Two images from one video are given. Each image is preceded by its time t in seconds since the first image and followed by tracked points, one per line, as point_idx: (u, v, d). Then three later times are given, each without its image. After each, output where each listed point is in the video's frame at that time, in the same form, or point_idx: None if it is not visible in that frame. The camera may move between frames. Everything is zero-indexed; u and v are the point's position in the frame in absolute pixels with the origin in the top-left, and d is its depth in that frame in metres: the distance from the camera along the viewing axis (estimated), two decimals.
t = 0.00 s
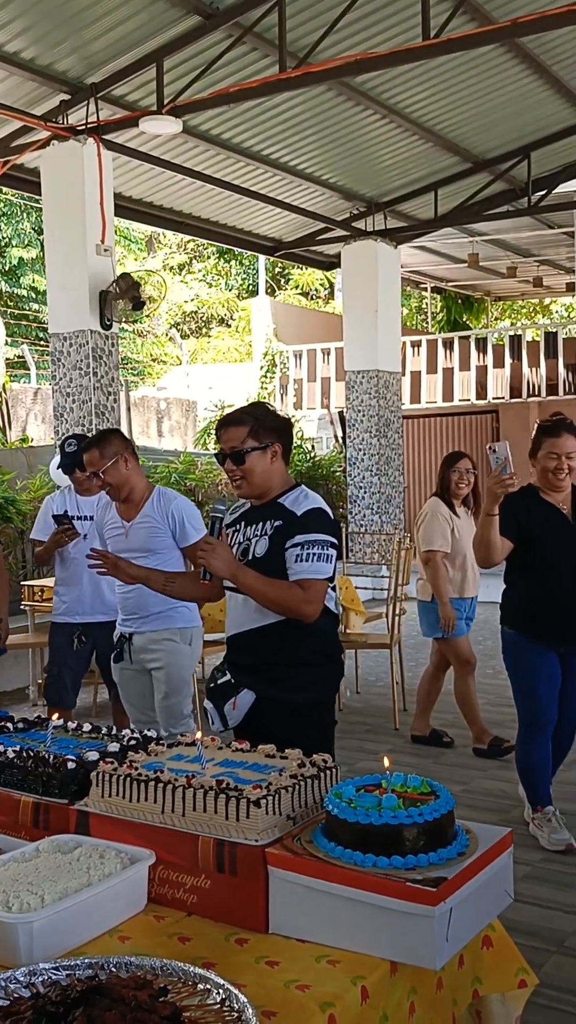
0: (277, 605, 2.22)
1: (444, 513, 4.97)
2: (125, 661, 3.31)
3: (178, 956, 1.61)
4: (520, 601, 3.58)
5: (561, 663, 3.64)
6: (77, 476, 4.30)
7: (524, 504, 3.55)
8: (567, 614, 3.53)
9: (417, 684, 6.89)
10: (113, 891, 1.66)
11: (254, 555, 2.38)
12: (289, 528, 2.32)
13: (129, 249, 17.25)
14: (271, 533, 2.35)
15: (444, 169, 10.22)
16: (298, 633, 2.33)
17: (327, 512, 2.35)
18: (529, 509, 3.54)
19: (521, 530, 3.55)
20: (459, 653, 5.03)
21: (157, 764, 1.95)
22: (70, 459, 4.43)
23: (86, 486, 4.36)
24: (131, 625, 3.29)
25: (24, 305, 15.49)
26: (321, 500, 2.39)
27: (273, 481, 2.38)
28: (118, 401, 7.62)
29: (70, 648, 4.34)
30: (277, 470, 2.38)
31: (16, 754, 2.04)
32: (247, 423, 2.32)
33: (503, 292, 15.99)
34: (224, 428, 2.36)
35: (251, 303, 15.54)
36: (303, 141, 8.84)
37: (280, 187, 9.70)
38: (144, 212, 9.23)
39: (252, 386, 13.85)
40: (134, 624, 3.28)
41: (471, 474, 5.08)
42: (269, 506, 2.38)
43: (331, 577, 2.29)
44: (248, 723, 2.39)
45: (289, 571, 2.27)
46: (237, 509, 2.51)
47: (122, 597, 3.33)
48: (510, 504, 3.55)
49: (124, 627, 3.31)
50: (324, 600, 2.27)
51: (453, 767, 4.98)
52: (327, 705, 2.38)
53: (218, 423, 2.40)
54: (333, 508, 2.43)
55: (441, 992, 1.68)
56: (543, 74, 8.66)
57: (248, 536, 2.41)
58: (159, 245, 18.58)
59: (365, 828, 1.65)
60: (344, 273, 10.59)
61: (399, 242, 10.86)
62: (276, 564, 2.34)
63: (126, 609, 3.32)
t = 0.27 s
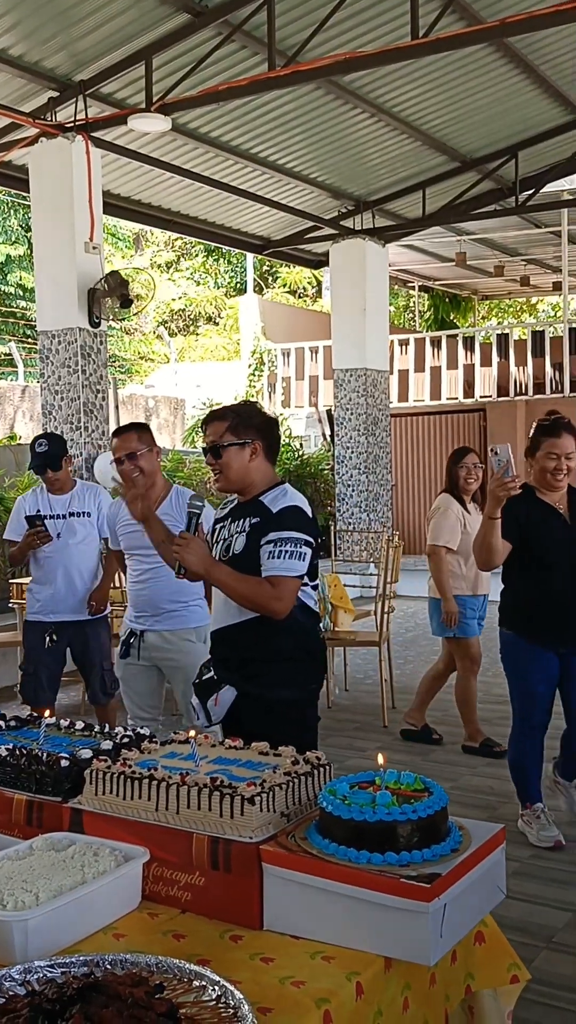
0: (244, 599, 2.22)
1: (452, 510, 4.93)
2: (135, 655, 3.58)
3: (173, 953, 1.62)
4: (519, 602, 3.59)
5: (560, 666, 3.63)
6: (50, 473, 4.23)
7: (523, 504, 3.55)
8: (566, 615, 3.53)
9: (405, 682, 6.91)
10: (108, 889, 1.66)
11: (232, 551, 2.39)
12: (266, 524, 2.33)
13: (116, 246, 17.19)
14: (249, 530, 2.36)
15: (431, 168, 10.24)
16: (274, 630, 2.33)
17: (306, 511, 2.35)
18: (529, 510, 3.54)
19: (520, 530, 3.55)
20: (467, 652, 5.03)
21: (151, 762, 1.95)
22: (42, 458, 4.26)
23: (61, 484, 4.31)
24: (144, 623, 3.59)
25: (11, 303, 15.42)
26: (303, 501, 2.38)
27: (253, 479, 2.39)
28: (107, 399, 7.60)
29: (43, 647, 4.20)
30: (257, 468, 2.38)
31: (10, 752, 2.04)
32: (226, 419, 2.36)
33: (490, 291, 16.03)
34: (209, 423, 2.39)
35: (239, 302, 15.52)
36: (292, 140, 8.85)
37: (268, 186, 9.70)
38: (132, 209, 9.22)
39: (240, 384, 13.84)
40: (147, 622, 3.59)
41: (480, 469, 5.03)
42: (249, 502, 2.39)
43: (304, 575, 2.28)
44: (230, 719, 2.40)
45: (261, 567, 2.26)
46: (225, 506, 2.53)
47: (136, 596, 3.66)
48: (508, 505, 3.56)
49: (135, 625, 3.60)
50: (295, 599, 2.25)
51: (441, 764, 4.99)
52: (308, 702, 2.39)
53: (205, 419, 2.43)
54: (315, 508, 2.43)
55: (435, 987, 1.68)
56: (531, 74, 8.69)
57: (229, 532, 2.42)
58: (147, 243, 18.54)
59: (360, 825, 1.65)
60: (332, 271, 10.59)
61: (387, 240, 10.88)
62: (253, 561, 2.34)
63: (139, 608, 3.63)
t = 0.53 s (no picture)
0: (236, 595, 2.20)
1: (452, 508, 4.88)
2: (149, 655, 3.60)
3: (156, 952, 1.61)
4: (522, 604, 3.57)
5: (566, 666, 3.59)
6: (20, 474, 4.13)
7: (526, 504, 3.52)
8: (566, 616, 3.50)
9: (392, 681, 6.91)
10: (90, 889, 1.64)
11: (223, 547, 2.37)
12: (259, 521, 2.32)
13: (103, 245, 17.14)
14: (241, 526, 2.35)
15: (419, 167, 10.24)
16: (265, 627, 2.32)
17: (300, 510, 2.35)
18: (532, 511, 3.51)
19: (522, 531, 3.53)
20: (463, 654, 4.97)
21: (134, 760, 1.94)
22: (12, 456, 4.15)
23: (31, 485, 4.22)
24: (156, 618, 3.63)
25: None
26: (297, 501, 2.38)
27: (251, 475, 2.38)
28: (92, 397, 7.58)
29: (12, 647, 4.18)
30: (256, 465, 2.37)
31: None
32: (233, 411, 2.34)
33: (477, 290, 16.06)
34: (210, 415, 2.38)
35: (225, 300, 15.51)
36: (278, 138, 8.84)
37: (255, 184, 9.69)
38: (118, 207, 9.19)
39: (227, 383, 13.83)
40: (161, 616, 3.63)
41: (485, 467, 4.97)
42: (243, 499, 2.38)
43: (295, 573, 2.27)
44: (219, 719, 2.39)
45: (254, 563, 2.25)
46: (215, 501, 2.52)
47: (148, 594, 3.67)
48: (511, 506, 3.54)
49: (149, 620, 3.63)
50: (285, 596, 2.25)
51: (427, 763, 4.99)
52: (297, 701, 2.39)
53: (206, 412, 2.42)
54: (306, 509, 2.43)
55: (418, 985, 1.68)
56: (517, 74, 8.70)
57: (220, 528, 2.41)
58: (134, 241, 18.50)
59: (343, 823, 1.64)
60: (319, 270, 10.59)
61: (374, 239, 10.88)
62: (244, 557, 2.33)
63: (151, 604, 3.66)
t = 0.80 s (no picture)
0: (246, 603, 2.21)
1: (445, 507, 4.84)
2: (143, 655, 3.59)
3: (125, 957, 1.59)
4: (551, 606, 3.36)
5: None
6: None
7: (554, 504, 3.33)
8: None
9: (376, 680, 6.91)
10: (58, 893, 1.63)
11: (220, 550, 2.36)
12: (259, 524, 2.31)
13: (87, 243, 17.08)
14: (239, 529, 2.34)
15: (404, 166, 10.24)
16: (261, 629, 2.31)
17: (297, 511, 2.35)
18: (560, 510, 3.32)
19: (550, 532, 3.34)
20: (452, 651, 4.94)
21: (105, 763, 1.92)
22: None
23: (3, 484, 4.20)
24: (149, 617, 3.58)
25: None
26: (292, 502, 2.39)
27: (244, 478, 2.37)
28: (75, 396, 7.55)
29: None
30: (249, 466, 2.37)
31: None
32: (226, 414, 2.31)
33: (463, 289, 16.06)
34: (199, 418, 2.34)
35: (211, 298, 15.48)
36: (263, 136, 8.82)
37: (240, 182, 9.67)
38: (102, 205, 9.16)
39: (212, 382, 13.80)
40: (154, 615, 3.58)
41: (483, 467, 4.92)
42: (236, 501, 2.37)
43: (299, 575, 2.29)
44: (210, 723, 2.37)
45: (259, 568, 2.26)
46: (199, 502, 2.50)
47: (140, 590, 3.58)
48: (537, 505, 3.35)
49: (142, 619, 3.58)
50: (292, 598, 2.27)
51: (410, 763, 4.99)
52: (290, 701, 2.38)
53: (193, 413, 2.37)
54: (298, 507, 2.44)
55: (390, 989, 1.67)
56: (502, 72, 8.70)
57: (212, 531, 2.39)
58: (119, 239, 18.45)
59: (313, 826, 1.63)
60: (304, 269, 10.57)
61: (359, 238, 10.87)
62: (243, 561, 2.32)
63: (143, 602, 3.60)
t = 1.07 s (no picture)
0: (262, 603, 2.22)
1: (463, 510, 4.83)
2: (142, 661, 3.59)
3: (115, 966, 1.59)
4: None
5: None
6: None
7: None
8: None
9: (375, 683, 6.91)
10: (48, 902, 1.63)
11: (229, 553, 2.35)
12: (271, 526, 2.32)
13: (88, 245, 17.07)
14: (250, 532, 2.34)
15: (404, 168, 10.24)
16: (272, 633, 2.33)
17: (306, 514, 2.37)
18: None
19: None
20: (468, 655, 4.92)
21: (96, 771, 1.92)
22: None
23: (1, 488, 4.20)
24: (150, 622, 3.58)
25: None
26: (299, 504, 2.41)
27: (253, 480, 2.38)
28: (75, 399, 7.56)
29: None
30: (258, 468, 2.38)
31: None
32: (241, 415, 2.32)
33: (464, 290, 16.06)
34: (212, 418, 2.35)
35: (211, 300, 15.48)
36: (263, 139, 8.82)
37: (240, 185, 9.67)
38: (102, 207, 9.17)
39: (213, 384, 13.80)
40: (154, 619, 3.58)
41: (505, 469, 4.87)
42: (245, 505, 2.38)
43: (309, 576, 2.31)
44: (217, 730, 2.35)
45: (271, 568, 2.27)
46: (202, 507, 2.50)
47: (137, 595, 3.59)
48: None
49: (142, 625, 3.58)
50: (302, 599, 2.30)
51: (408, 766, 4.99)
52: (297, 708, 2.38)
53: (205, 414, 2.38)
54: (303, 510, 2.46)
55: (381, 997, 1.67)
56: (502, 75, 8.70)
57: (219, 535, 2.38)
58: (120, 241, 18.44)
59: (303, 834, 1.63)
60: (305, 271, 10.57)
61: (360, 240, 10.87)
62: (253, 563, 2.33)
63: (141, 607, 3.59)
